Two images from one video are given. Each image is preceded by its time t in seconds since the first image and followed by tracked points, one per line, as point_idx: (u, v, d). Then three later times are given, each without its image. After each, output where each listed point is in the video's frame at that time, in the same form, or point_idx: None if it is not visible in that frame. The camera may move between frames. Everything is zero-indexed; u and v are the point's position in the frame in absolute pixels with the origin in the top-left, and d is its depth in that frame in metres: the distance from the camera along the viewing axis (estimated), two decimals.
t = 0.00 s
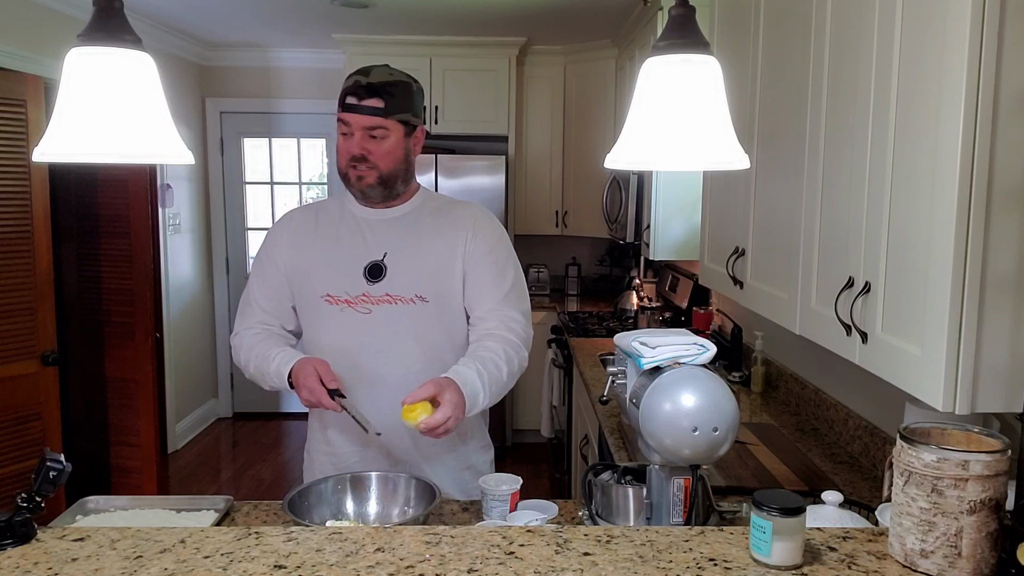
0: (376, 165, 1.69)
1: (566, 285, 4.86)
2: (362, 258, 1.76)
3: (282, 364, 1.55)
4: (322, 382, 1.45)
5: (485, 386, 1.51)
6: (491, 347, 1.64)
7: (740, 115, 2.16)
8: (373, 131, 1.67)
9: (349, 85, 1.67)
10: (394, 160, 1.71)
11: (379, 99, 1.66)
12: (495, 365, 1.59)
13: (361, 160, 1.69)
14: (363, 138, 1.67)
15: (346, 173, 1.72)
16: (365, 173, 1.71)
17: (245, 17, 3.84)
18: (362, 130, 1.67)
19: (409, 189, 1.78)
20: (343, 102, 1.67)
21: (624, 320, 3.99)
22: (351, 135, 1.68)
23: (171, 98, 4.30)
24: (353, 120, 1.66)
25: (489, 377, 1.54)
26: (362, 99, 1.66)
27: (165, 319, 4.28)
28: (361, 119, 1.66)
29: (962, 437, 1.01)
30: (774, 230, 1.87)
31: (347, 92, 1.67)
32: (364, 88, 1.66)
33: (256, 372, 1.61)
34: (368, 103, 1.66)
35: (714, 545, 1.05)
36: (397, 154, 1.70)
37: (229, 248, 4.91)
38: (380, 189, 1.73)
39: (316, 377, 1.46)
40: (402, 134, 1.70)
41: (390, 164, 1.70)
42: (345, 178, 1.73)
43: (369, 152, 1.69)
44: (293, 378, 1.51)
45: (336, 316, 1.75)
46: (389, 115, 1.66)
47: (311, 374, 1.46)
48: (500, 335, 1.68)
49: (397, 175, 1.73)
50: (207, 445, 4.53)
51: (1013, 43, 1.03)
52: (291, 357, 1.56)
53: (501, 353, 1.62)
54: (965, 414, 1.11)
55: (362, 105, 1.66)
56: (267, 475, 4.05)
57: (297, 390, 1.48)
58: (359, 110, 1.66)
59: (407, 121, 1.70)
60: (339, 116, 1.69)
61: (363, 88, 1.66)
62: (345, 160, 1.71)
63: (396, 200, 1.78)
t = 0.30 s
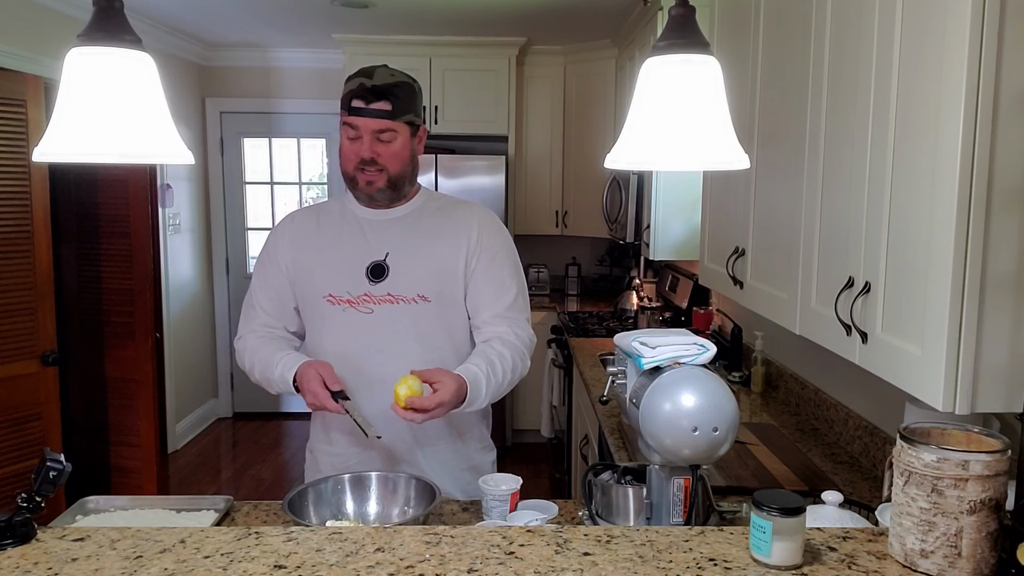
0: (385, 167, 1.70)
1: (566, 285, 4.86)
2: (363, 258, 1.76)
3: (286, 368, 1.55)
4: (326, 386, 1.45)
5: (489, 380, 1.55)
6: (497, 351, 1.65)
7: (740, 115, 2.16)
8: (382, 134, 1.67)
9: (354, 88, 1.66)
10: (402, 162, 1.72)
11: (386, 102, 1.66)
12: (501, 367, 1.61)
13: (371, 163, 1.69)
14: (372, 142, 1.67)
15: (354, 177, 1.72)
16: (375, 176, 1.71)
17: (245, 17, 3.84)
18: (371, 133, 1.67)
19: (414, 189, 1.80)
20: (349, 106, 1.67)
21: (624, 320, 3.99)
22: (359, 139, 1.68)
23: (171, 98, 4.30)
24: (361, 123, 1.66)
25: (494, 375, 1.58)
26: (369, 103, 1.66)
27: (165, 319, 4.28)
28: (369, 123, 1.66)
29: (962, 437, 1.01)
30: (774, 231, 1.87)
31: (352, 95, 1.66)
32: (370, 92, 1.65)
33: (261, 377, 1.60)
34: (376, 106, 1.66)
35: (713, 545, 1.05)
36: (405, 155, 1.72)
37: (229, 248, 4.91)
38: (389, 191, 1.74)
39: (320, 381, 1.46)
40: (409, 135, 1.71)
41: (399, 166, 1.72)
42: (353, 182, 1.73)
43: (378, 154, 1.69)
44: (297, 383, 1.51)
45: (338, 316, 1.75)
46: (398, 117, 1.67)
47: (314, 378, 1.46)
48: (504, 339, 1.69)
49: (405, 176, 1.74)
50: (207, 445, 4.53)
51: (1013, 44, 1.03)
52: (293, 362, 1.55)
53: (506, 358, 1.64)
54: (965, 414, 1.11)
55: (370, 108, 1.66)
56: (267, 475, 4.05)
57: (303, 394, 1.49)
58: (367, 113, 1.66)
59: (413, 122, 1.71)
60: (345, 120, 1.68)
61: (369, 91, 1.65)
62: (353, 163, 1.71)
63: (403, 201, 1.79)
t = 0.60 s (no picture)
0: (412, 164, 1.75)
1: (566, 285, 4.86)
2: (364, 258, 1.76)
3: (285, 368, 1.55)
4: (326, 380, 1.45)
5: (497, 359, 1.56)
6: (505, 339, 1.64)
7: (740, 115, 2.16)
8: (409, 132, 1.73)
9: (377, 88, 1.70)
10: (423, 160, 1.79)
11: (409, 100, 1.73)
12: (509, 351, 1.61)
13: (400, 160, 1.73)
14: (401, 139, 1.72)
15: (380, 176, 1.73)
16: (402, 174, 1.74)
17: (245, 17, 3.84)
18: (399, 131, 1.72)
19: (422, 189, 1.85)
20: (374, 105, 1.70)
21: (624, 320, 3.99)
22: (387, 138, 1.72)
23: (171, 98, 4.30)
24: (390, 121, 1.71)
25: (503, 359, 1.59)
26: (395, 101, 1.71)
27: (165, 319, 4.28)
28: (398, 121, 1.72)
29: (962, 437, 1.01)
30: (774, 231, 1.87)
31: (374, 94, 1.70)
32: (393, 90, 1.71)
33: (261, 377, 1.60)
34: (401, 105, 1.72)
35: (714, 545, 1.05)
36: (425, 154, 1.79)
37: (229, 248, 4.91)
38: (412, 189, 1.78)
39: (321, 376, 1.46)
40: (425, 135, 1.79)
41: (421, 163, 1.78)
42: (379, 182, 1.74)
43: (406, 151, 1.74)
44: (298, 380, 1.50)
45: (339, 316, 1.75)
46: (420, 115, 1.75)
47: (315, 374, 1.46)
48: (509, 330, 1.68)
49: (425, 174, 1.80)
50: (207, 445, 4.53)
51: (1013, 44, 1.03)
52: (293, 361, 1.55)
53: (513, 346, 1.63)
54: (965, 414, 1.11)
55: (398, 107, 1.71)
56: (267, 475, 4.05)
57: (303, 390, 1.49)
58: (395, 110, 1.71)
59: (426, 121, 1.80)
60: (370, 119, 1.71)
61: (394, 90, 1.71)
62: (379, 162, 1.73)
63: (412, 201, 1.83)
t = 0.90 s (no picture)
0: (414, 161, 1.75)
1: (566, 285, 4.86)
2: (364, 257, 1.76)
3: (285, 367, 1.54)
4: (327, 379, 1.46)
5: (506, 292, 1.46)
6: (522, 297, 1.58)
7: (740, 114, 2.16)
8: (410, 128, 1.73)
9: (378, 83, 1.70)
10: (424, 157, 1.78)
11: (411, 97, 1.74)
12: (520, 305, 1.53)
13: (401, 156, 1.72)
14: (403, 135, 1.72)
15: (381, 171, 1.72)
16: (402, 169, 1.73)
17: (245, 17, 3.84)
18: (401, 127, 1.72)
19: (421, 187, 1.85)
20: (375, 101, 1.70)
21: (624, 320, 3.99)
22: (389, 133, 1.72)
23: (171, 98, 4.30)
24: (391, 117, 1.71)
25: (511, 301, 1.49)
26: (397, 96, 1.71)
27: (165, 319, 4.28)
28: (401, 116, 1.72)
29: (962, 437, 1.01)
30: (774, 230, 1.87)
31: (376, 91, 1.70)
32: (395, 86, 1.71)
33: (261, 376, 1.60)
34: (404, 101, 1.72)
35: (714, 546, 1.05)
36: (426, 151, 1.78)
37: (229, 247, 4.91)
38: (413, 186, 1.77)
39: (321, 375, 1.47)
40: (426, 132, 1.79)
41: (423, 160, 1.78)
42: (379, 177, 1.73)
43: (407, 148, 1.73)
44: (299, 380, 1.51)
45: (339, 316, 1.75)
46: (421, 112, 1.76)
47: (315, 373, 1.47)
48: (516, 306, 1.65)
49: (426, 171, 1.79)
50: (207, 445, 4.53)
51: (1013, 44, 1.03)
52: (293, 360, 1.55)
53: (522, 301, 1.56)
54: (965, 413, 1.11)
55: (400, 102, 1.71)
56: (267, 475, 4.05)
57: (305, 390, 1.49)
58: (397, 107, 1.71)
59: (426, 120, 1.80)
60: (371, 114, 1.71)
61: (396, 86, 1.71)
62: (381, 158, 1.72)
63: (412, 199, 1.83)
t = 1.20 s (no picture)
0: (401, 170, 1.74)
1: (566, 285, 4.86)
2: (364, 257, 1.76)
3: (286, 364, 1.54)
4: (325, 372, 1.45)
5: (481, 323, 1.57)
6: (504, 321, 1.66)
7: (740, 114, 2.16)
8: (397, 139, 1.70)
9: (364, 95, 1.67)
10: (415, 163, 1.76)
11: (399, 108, 1.69)
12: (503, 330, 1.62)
13: (387, 167, 1.72)
14: (388, 148, 1.70)
15: (368, 183, 1.74)
16: (391, 180, 1.73)
17: (245, 17, 3.84)
18: (387, 140, 1.69)
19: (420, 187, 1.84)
20: (361, 114, 1.68)
21: (624, 320, 3.99)
22: (374, 145, 1.70)
23: (171, 98, 4.30)
24: (376, 131, 1.68)
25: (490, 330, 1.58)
26: (382, 109, 1.68)
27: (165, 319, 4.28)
28: (385, 130, 1.68)
29: (962, 437, 1.01)
30: (774, 231, 1.87)
31: (362, 102, 1.68)
32: (381, 97, 1.68)
33: (261, 375, 1.60)
34: (389, 114, 1.68)
35: (713, 546, 1.05)
36: (417, 157, 1.76)
37: (229, 247, 4.91)
38: (404, 194, 1.77)
39: (320, 367, 1.46)
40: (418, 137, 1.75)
41: (413, 168, 1.76)
42: (367, 188, 1.74)
43: (394, 158, 1.72)
44: (299, 375, 1.51)
45: (339, 315, 1.75)
46: (410, 121, 1.71)
47: (314, 367, 1.46)
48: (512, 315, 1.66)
49: (418, 176, 1.77)
50: (207, 445, 4.53)
51: (1013, 45, 1.03)
52: (294, 358, 1.55)
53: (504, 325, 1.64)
54: (965, 414, 1.11)
55: (385, 115, 1.68)
56: (267, 475, 4.05)
57: (304, 384, 1.49)
58: (382, 120, 1.68)
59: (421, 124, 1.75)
60: (356, 127, 1.69)
61: (381, 98, 1.67)
62: (368, 169, 1.73)
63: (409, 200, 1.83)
